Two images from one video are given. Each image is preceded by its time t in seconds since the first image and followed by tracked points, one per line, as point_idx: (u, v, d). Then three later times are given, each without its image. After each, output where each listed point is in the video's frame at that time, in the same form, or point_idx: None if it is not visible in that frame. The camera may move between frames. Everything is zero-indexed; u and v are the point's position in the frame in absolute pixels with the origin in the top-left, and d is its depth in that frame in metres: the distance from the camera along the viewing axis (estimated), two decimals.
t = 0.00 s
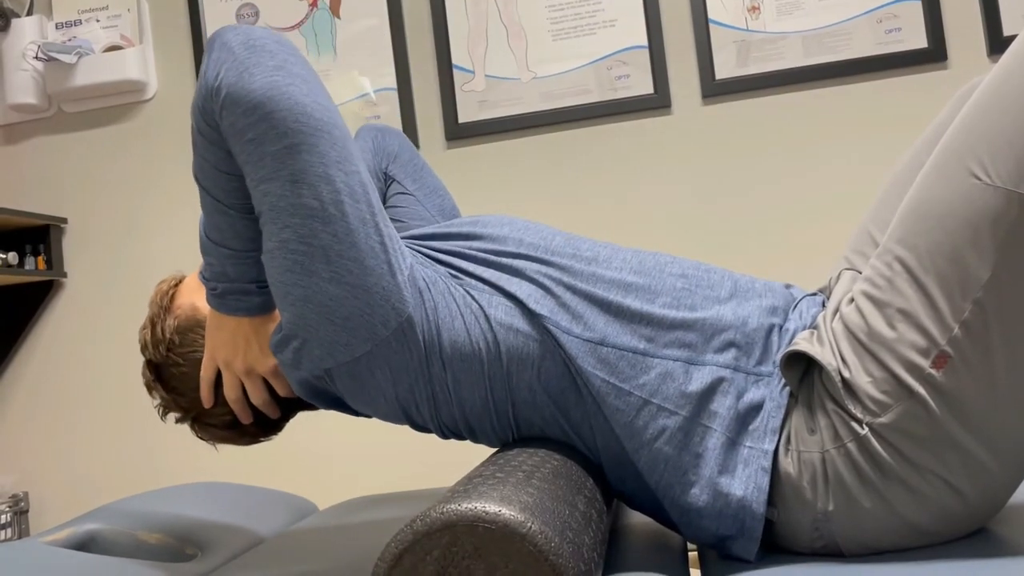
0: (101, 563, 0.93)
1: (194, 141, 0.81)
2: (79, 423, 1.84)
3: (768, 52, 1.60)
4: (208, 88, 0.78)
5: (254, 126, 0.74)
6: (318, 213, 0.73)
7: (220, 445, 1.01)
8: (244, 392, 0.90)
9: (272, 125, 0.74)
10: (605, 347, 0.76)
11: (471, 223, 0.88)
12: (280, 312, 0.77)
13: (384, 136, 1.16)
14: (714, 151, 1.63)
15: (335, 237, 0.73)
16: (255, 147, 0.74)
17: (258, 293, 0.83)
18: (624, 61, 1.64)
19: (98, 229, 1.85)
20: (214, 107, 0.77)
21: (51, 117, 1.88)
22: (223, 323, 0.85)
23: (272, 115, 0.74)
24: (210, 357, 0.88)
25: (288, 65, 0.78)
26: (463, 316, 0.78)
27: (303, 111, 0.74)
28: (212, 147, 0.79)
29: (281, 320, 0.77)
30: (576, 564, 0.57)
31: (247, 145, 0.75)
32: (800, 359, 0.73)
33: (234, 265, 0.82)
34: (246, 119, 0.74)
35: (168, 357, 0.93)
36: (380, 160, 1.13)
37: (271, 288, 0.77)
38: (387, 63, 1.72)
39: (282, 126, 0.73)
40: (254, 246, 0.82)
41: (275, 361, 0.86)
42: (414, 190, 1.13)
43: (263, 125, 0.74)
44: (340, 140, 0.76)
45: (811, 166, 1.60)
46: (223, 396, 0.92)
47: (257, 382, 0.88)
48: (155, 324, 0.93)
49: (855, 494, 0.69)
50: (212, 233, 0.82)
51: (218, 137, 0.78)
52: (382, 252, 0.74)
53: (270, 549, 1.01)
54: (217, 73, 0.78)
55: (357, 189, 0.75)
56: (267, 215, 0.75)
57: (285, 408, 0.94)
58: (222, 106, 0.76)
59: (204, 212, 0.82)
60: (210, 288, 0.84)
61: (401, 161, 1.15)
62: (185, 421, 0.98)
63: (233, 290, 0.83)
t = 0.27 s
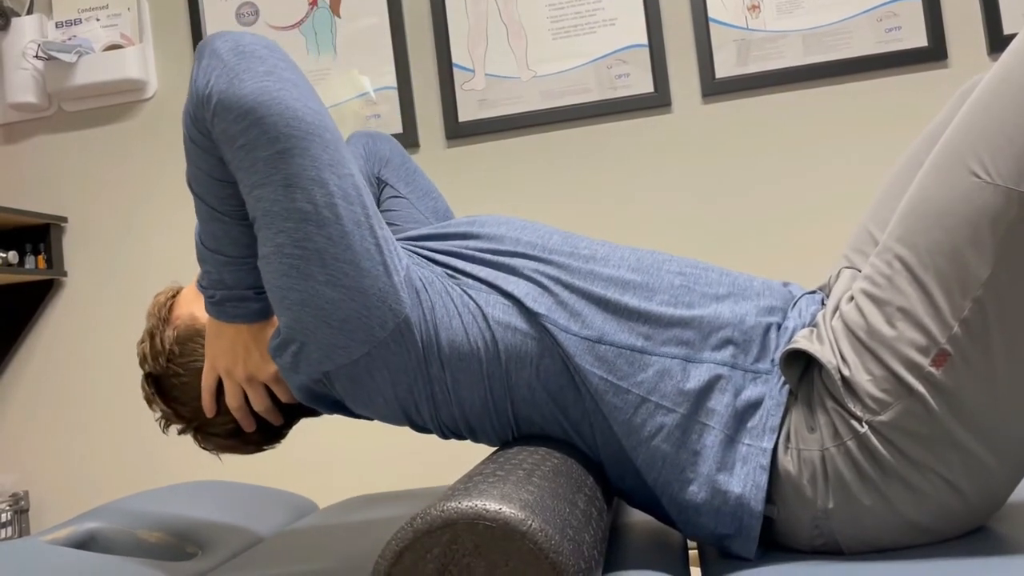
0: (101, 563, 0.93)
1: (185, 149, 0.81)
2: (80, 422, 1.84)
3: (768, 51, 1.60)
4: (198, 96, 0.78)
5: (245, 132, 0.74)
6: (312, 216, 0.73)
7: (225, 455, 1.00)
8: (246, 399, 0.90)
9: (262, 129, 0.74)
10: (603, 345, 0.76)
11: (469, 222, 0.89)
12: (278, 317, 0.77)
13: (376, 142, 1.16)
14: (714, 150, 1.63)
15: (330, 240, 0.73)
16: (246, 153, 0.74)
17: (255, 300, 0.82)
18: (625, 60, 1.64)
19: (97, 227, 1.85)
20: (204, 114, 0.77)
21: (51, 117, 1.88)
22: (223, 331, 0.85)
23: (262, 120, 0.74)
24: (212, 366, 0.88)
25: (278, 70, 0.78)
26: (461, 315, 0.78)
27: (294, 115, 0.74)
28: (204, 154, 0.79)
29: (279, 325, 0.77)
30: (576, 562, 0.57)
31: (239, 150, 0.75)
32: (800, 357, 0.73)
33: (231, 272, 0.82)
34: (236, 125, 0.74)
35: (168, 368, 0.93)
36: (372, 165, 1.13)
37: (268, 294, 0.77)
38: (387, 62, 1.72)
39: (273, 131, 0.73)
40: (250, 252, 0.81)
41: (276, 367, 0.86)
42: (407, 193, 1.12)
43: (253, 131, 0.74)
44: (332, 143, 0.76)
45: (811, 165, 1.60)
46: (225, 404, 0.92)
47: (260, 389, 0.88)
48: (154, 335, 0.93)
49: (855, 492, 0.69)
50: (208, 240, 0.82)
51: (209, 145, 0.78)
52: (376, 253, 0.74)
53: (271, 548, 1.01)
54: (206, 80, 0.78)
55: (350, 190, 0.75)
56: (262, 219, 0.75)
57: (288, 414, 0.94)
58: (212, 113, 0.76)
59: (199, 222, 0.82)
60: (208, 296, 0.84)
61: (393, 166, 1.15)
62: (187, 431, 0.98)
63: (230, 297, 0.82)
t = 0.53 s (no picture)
0: (102, 562, 0.93)
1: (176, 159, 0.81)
2: (80, 422, 1.84)
3: (768, 50, 1.60)
4: (184, 107, 0.79)
5: (234, 141, 0.74)
6: (304, 223, 0.73)
7: (227, 463, 1.00)
8: (247, 407, 0.90)
9: (252, 138, 0.74)
10: (599, 345, 0.76)
11: (464, 223, 0.89)
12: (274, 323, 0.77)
13: (368, 147, 1.16)
14: (713, 149, 1.63)
15: (323, 245, 0.73)
16: (237, 161, 0.75)
17: (252, 307, 0.83)
18: (624, 59, 1.64)
19: (97, 227, 1.85)
20: (193, 124, 0.77)
21: (50, 116, 1.88)
22: (221, 342, 0.84)
23: (252, 128, 0.74)
24: (211, 374, 0.88)
25: (265, 78, 0.78)
26: (457, 316, 0.78)
27: (283, 122, 0.75)
28: (195, 164, 0.79)
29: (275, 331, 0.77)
30: (576, 562, 0.57)
31: (230, 159, 0.75)
32: (798, 356, 0.73)
33: (229, 281, 0.82)
34: (225, 134, 0.75)
35: (168, 379, 0.93)
36: (366, 170, 1.13)
37: (264, 301, 0.77)
38: (387, 61, 1.72)
39: (263, 138, 0.74)
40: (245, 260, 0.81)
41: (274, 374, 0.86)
42: (401, 197, 1.13)
43: (243, 139, 0.74)
44: (322, 149, 0.76)
45: (810, 164, 1.60)
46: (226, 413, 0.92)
47: (259, 397, 0.88)
48: (152, 347, 0.93)
49: (853, 491, 0.69)
50: (202, 250, 0.81)
51: (199, 155, 0.79)
52: (370, 256, 0.75)
53: (271, 547, 1.01)
54: (194, 89, 0.78)
55: (342, 194, 0.75)
56: (255, 227, 0.75)
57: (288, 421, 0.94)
58: (201, 122, 0.76)
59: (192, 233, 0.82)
60: (205, 305, 0.84)
61: (387, 170, 1.15)
62: (189, 442, 0.98)
63: (228, 305, 0.82)
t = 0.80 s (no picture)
0: (102, 561, 0.93)
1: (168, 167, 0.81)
2: (80, 421, 1.84)
3: (767, 49, 1.60)
4: (174, 116, 0.79)
5: (226, 148, 0.74)
6: (298, 228, 0.73)
7: (231, 470, 1.00)
8: (248, 414, 0.89)
9: (243, 144, 0.74)
10: (596, 345, 0.76)
11: (461, 224, 0.89)
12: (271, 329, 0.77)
13: (362, 151, 1.17)
14: (713, 148, 1.63)
15: (317, 250, 0.73)
16: (230, 168, 0.75)
17: (249, 313, 0.82)
18: (624, 58, 1.64)
19: (97, 226, 1.85)
20: (184, 132, 0.77)
21: (50, 115, 1.88)
22: (220, 349, 0.84)
23: (243, 135, 0.74)
24: (211, 382, 0.87)
25: (256, 83, 0.78)
26: (454, 317, 0.78)
27: (275, 128, 0.75)
28: (187, 172, 0.79)
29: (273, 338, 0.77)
30: (575, 561, 0.57)
31: (222, 166, 0.75)
32: (797, 356, 0.73)
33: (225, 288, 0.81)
34: (217, 140, 0.75)
35: (168, 389, 0.93)
36: (360, 174, 1.13)
37: (260, 308, 0.77)
38: (386, 60, 1.72)
39: (255, 144, 0.74)
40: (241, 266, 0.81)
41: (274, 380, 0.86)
42: (397, 199, 1.13)
43: (234, 146, 0.74)
44: (314, 153, 0.76)
45: (810, 163, 1.60)
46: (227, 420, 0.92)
47: (261, 402, 0.88)
48: (150, 357, 0.93)
49: (852, 490, 0.69)
50: (198, 257, 0.81)
51: (192, 163, 0.78)
52: (365, 259, 0.75)
53: (271, 546, 1.01)
54: (184, 97, 0.78)
55: (335, 198, 0.75)
56: (250, 233, 0.75)
57: (290, 427, 0.94)
58: (192, 130, 0.76)
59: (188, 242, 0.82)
60: (202, 313, 0.83)
61: (381, 173, 1.15)
62: (190, 451, 0.98)
63: (226, 313, 0.82)
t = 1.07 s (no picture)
0: (103, 561, 0.94)
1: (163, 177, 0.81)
2: (80, 421, 1.84)
3: (767, 48, 1.60)
4: (166, 129, 0.79)
5: (219, 157, 0.74)
6: (293, 234, 0.73)
7: (237, 480, 1.00)
8: (251, 421, 0.89)
9: (235, 152, 0.74)
10: (595, 345, 0.76)
11: (459, 225, 0.89)
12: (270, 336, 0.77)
13: (356, 156, 1.17)
14: (713, 148, 1.63)
15: (313, 255, 0.73)
16: (223, 176, 0.75)
17: (247, 321, 0.82)
18: (625, 57, 1.64)
19: (97, 226, 1.85)
20: (177, 142, 0.77)
21: (50, 115, 1.88)
22: (221, 357, 0.84)
23: (236, 142, 0.74)
24: (212, 391, 0.87)
25: (247, 90, 0.78)
26: (453, 318, 0.78)
27: (267, 134, 0.75)
28: (181, 181, 0.79)
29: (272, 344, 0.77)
30: (575, 561, 0.57)
31: (216, 174, 0.75)
32: (797, 356, 0.73)
33: (223, 296, 0.81)
34: (209, 149, 0.75)
35: (171, 400, 0.94)
36: (355, 179, 1.14)
37: (259, 315, 0.77)
38: (386, 60, 1.72)
39: (248, 151, 0.74)
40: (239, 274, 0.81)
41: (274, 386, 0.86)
42: (392, 203, 1.13)
43: (226, 154, 0.74)
44: (308, 158, 0.76)
45: (810, 163, 1.60)
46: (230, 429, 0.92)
47: (263, 409, 0.87)
48: (152, 370, 0.94)
49: (853, 490, 0.69)
50: (195, 266, 0.81)
51: (186, 172, 0.78)
52: (361, 262, 0.75)
53: (272, 546, 1.01)
54: (176, 106, 0.78)
55: (330, 202, 0.75)
56: (246, 241, 0.75)
57: (294, 434, 0.94)
58: (185, 139, 0.76)
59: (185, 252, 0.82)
60: (201, 322, 0.83)
61: (376, 177, 1.15)
62: (195, 462, 0.98)
63: (225, 320, 0.82)
